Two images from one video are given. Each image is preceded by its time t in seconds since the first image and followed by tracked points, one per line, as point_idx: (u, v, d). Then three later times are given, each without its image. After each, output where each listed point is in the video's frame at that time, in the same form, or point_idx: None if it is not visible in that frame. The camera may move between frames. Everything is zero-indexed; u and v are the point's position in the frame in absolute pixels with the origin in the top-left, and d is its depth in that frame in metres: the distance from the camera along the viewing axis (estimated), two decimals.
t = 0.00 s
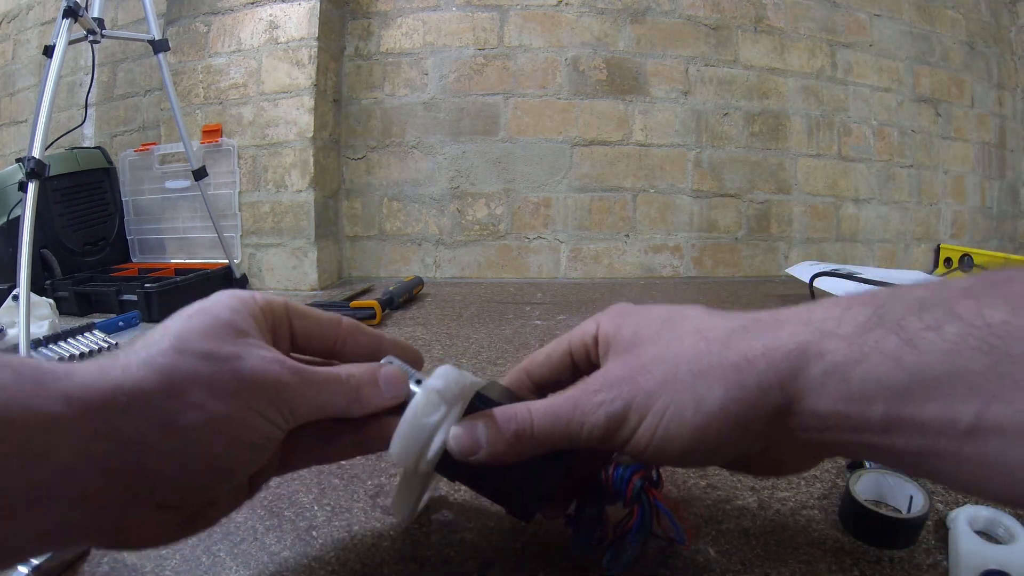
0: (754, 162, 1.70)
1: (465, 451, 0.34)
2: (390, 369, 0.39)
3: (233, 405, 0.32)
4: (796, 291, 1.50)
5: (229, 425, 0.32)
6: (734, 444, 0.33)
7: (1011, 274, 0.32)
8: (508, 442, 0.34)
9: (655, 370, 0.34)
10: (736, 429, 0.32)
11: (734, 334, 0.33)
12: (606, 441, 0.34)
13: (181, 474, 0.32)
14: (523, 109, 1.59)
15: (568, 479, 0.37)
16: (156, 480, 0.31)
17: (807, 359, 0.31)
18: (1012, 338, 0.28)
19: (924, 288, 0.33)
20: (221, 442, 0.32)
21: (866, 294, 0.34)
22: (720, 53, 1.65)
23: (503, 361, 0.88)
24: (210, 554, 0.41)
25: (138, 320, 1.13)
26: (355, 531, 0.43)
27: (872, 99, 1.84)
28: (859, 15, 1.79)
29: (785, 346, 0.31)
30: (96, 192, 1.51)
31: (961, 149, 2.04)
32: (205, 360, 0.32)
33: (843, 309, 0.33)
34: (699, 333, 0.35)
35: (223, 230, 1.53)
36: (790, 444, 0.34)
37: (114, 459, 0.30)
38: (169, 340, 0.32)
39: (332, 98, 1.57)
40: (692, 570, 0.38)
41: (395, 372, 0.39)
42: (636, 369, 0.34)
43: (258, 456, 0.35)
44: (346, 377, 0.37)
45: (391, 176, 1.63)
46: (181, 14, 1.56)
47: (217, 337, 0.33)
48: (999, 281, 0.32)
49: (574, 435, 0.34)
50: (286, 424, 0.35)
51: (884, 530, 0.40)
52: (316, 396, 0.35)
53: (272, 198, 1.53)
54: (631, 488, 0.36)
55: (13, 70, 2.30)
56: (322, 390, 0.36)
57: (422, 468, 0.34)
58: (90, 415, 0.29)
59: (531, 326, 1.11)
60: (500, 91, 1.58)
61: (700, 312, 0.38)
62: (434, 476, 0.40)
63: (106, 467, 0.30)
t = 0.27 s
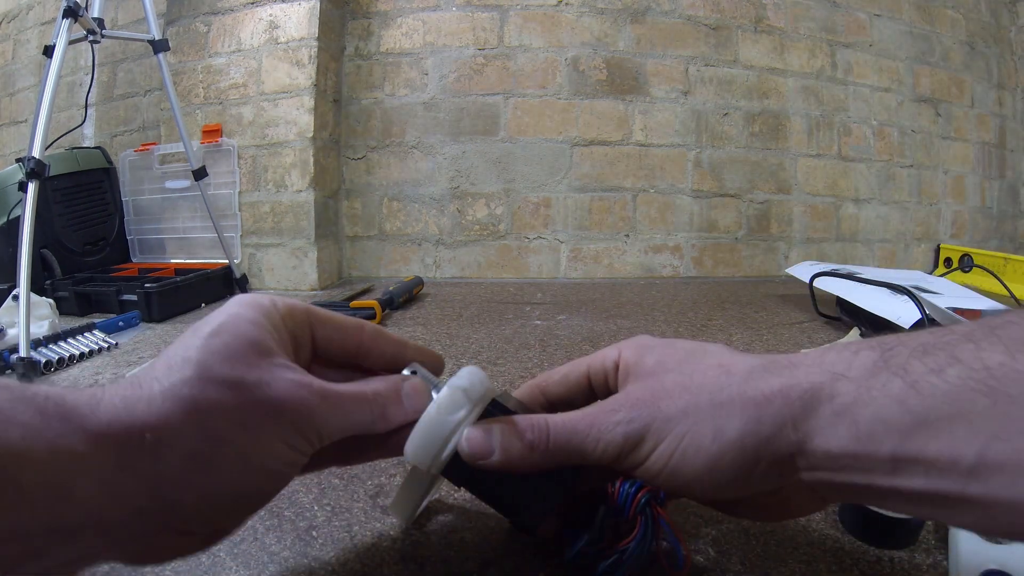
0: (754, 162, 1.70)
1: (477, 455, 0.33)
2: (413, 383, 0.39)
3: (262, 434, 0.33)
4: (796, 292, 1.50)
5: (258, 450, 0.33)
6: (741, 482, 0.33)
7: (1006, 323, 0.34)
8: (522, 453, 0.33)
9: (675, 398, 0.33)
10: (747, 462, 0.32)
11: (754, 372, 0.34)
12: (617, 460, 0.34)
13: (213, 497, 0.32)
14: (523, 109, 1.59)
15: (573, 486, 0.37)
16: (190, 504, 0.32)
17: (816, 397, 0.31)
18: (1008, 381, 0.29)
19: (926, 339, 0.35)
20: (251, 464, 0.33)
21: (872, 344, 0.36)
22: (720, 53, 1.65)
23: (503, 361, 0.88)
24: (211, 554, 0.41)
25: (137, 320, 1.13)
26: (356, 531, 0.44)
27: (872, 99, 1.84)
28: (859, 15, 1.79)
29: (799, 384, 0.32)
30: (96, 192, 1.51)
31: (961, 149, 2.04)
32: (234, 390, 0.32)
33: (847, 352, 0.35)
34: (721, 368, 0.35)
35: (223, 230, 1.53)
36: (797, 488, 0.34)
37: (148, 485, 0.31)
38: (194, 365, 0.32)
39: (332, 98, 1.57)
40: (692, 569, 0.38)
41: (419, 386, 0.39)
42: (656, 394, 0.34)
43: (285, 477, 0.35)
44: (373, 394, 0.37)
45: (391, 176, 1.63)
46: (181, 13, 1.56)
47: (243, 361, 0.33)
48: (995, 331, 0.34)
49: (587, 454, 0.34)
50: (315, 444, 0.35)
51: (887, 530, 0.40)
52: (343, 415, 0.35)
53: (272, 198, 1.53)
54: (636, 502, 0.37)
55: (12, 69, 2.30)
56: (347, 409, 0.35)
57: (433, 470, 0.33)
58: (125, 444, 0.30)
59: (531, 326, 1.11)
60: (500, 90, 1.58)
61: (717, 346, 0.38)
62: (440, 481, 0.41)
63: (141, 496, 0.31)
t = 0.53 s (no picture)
0: (754, 162, 1.70)
1: (477, 453, 0.33)
2: (415, 367, 0.38)
3: (273, 426, 0.32)
4: (796, 292, 1.50)
5: (268, 443, 0.33)
6: (740, 492, 0.33)
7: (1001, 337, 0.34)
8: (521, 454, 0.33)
9: (675, 408, 0.33)
10: (745, 476, 0.32)
11: (756, 385, 0.34)
12: (617, 468, 0.34)
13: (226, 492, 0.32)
14: (523, 109, 1.59)
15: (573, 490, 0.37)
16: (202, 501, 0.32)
17: (814, 411, 0.31)
18: (1002, 399, 0.29)
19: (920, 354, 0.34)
20: (261, 459, 0.33)
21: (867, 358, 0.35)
22: (720, 53, 1.65)
23: (502, 361, 0.88)
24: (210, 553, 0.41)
25: (137, 321, 1.14)
26: (355, 531, 0.44)
27: (872, 99, 1.84)
28: (859, 15, 1.79)
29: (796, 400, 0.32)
30: (96, 192, 1.51)
31: (961, 149, 2.04)
32: (242, 383, 0.32)
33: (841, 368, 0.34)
34: (723, 380, 0.35)
35: (223, 230, 1.53)
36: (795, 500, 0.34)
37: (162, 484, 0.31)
38: (202, 362, 0.32)
39: (332, 98, 1.57)
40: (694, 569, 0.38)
41: (421, 370, 0.38)
42: (657, 402, 0.34)
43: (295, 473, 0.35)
44: (375, 379, 0.36)
45: (391, 176, 1.63)
46: (181, 13, 1.56)
47: (253, 355, 0.33)
48: (992, 343, 0.33)
49: (587, 458, 0.34)
50: (322, 436, 0.35)
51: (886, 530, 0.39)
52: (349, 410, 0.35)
53: (272, 198, 1.53)
54: (637, 503, 0.37)
55: (13, 69, 2.30)
56: (355, 402, 0.35)
57: (432, 465, 0.34)
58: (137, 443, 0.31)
59: (531, 326, 1.11)
60: (500, 90, 1.58)
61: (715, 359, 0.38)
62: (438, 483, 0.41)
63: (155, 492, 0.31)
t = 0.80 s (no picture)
0: (754, 162, 1.70)
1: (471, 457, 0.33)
2: (415, 388, 0.37)
3: (264, 452, 0.31)
4: (796, 292, 1.50)
5: (264, 472, 0.31)
6: (733, 498, 0.33)
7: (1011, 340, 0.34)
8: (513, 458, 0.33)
9: (671, 409, 0.33)
10: (739, 479, 0.32)
11: (754, 388, 0.34)
12: (610, 469, 0.34)
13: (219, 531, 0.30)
14: (523, 109, 1.59)
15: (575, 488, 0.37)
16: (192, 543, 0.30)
17: (817, 413, 0.32)
18: (1015, 402, 0.29)
19: (928, 356, 0.35)
20: (257, 490, 0.31)
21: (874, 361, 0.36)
22: (720, 53, 1.65)
23: (503, 361, 0.88)
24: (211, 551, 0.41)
25: (138, 320, 1.14)
26: (356, 529, 0.44)
27: (872, 99, 1.84)
28: (859, 15, 1.79)
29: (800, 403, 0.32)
30: (96, 192, 1.51)
31: (961, 149, 2.04)
32: (236, 409, 0.31)
33: (847, 370, 0.35)
34: (722, 382, 0.35)
35: (223, 230, 1.53)
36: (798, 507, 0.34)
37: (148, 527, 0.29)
38: (197, 396, 0.32)
39: (332, 98, 1.57)
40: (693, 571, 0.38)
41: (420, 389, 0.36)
42: (652, 404, 0.34)
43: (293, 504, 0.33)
44: (376, 405, 0.35)
45: (391, 176, 1.63)
46: (181, 13, 1.56)
47: (245, 384, 0.33)
48: (1000, 348, 0.34)
49: (578, 459, 0.34)
50: (323, 459, 0.34)
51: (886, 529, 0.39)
52: (346, 431, 0.34)
53: (272, 198, 1.53)
54: (636, 504, 0.37)
55: (12, 69, 2.30)
56: (352, 425, 0.34)
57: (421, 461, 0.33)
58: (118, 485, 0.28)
59: (531, 326, 1.11)
60: (500, 90, 1.58)
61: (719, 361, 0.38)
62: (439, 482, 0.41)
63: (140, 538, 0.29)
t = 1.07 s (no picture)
0: (754, 162, 1.70)
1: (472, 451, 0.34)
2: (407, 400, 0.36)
3: (277, 485, 0.32)
4: (796, 292, 1.50)
5: (277, 506, 0.33)
6: (708, 477, 0.33)
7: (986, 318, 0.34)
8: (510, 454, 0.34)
9: (647, 396, 0.34)
10: (716, 459, 0.32)
11: (727, 368, 0.34)
12: (597, 456, 0.35)
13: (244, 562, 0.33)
14: (523, 109, 1.59)
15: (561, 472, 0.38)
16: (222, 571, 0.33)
17: (791, 389, 0.32)
18: (980, 370, 0.30)
19: (901, 334, 0.35)
20: (275, 523, 0.33)
21: (848, 338, 0.36)
22: (720, 53, 1.65)
23: (503, 361, 0.88)
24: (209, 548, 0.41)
25: (138, 321, 1.14)
26: (354, 526, 0.44)
27: (872, 99, 1.84)
28: (859, 15, 1.79)
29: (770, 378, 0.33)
30: (96, 192, 1.51)
31: (961, 149, 2.04)
32: (246, 448, 0.33)
33: (819, 349, 0.35)
34: (696, 364, 0.35)
35: (223, 230, 1.53)
36: (774, 485, 0.34)
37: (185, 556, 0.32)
38: (212, 434, 0.34)
39: (332, 98, 1.57)
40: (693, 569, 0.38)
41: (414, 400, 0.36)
42: (632, 393, 0.35)
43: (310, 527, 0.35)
44: (373, 422, 0.35)
45: (391, 176, 1.63)
46: (181, 13, 1.56)
47: (252, 420, 0.34)
48: (977, 323, 0.34)
49: (567, 450, 0.35)
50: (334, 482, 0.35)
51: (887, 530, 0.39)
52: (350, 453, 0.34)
53: (272, 198, 1.53)
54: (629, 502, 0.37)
55: (12, 69, 2.30)
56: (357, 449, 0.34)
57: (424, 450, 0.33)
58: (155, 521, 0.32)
59: (531, 326, 1.11)
60: (500, 91, 1.58)
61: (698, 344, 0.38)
62: (429, 471, 0.41)
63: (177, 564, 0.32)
